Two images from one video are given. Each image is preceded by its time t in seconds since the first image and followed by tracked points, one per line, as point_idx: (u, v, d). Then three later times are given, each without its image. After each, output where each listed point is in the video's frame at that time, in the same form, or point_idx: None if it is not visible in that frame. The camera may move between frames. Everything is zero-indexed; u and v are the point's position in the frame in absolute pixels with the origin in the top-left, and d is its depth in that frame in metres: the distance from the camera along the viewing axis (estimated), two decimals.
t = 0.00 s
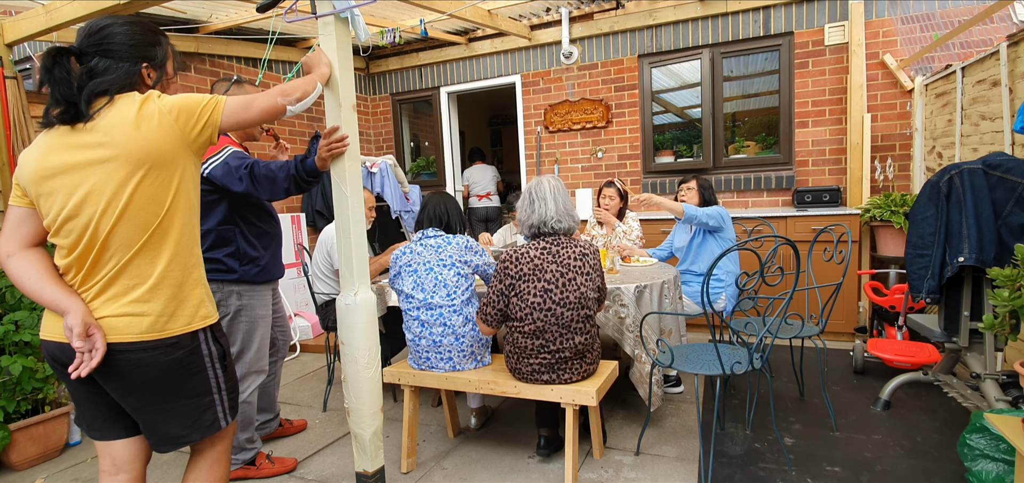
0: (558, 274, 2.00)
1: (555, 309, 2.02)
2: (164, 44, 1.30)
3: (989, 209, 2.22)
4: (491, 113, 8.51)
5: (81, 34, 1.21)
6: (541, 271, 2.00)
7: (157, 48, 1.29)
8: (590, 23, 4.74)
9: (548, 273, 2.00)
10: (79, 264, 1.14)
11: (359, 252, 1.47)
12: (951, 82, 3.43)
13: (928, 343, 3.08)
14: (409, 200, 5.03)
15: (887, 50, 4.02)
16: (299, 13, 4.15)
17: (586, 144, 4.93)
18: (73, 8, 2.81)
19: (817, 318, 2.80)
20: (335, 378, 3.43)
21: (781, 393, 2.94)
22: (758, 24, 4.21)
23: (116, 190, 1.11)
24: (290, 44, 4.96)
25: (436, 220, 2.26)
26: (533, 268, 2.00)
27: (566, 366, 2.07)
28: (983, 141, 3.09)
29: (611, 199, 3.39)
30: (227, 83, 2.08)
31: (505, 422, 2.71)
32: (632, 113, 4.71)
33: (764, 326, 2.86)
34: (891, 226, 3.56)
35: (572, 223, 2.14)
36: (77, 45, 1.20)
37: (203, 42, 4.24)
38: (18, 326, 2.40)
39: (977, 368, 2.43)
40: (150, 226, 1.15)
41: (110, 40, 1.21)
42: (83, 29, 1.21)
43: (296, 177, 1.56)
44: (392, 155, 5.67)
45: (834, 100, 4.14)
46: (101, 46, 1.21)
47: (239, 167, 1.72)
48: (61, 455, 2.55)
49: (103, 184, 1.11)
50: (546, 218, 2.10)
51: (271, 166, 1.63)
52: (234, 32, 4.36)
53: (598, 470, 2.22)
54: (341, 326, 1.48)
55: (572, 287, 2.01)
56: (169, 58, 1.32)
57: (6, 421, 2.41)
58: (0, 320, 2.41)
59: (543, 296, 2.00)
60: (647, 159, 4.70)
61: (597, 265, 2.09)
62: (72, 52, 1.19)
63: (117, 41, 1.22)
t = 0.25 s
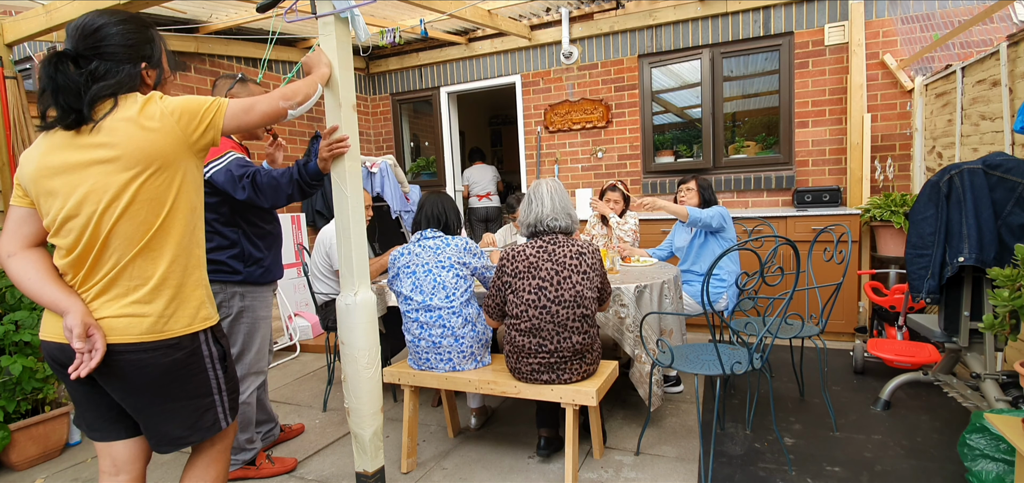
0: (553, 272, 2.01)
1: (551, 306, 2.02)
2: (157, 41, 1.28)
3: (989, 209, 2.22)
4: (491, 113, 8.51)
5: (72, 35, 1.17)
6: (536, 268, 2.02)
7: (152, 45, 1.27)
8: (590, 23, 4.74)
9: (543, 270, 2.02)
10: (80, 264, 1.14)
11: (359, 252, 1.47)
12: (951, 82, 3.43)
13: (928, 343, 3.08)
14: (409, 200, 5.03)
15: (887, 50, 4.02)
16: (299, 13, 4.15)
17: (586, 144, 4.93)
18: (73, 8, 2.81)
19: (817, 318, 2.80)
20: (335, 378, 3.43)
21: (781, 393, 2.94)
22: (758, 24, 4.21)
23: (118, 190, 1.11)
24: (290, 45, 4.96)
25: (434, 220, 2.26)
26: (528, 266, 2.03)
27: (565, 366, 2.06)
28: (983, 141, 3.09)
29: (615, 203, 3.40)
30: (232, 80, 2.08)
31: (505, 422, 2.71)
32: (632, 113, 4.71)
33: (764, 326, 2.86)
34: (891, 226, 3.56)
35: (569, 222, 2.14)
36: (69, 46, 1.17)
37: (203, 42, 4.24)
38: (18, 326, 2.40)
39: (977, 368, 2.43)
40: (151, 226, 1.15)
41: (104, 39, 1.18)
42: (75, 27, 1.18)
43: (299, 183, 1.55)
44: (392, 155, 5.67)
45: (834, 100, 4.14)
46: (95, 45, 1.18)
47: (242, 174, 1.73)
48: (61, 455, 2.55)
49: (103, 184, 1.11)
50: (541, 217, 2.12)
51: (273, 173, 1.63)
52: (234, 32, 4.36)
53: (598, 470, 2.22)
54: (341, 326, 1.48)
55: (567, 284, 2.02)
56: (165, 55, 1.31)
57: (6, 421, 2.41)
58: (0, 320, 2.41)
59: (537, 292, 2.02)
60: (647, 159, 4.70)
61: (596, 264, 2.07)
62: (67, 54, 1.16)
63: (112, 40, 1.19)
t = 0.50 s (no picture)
0: (552, 269, 2.02)
1: (549, 304, 2.02)
2: (153, 34, 1.23)
3: (989, 209, 2.22)
4: (491, 114, 8.51)
5: (69, 33, 1.13)
6: (535, 265, 2.03)
7: (150, 40, 1.23)
8: (590, 23, 4.73)
9: (542, 267, 2.02)
10: (82, 264, 1.14)
11: (359, 252, 1.47)
12: (951, 82, 3.43)
13: (928, 343, 3.08)
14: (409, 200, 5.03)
15: (887, 50, 4.02)
16: (299, 13, 4.15)
17: (586, 144, 4.93)
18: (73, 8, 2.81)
19: (817, 318, 2.80)
20: (335, 378, 3.43)
21: (781, 393, 2.94)
22: (758, 24, 4.22)
23: (123, 191, 1.11)
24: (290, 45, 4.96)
25: (434, 220, 2.27)
26: (527, 262, 2.04)
27: (565, 365, 2.06)
28: (983, 141, 3.09)
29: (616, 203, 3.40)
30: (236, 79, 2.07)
31: (505, 422, 2.71)
32: (632, 113, 4.71)
33: (764, 326, 2.86)
34: (890, 226, 3.56)
35: (571, 222, 2.14)
36: (64, 45, 1.13)
37: (203, 42, 4.24)
38: (18, 326, 2.40)
39: (977, 368, 2.43)
40: (155, 228, 1.15)
41: (101, 37, 1.14)
42: (69, 23, 1.14)
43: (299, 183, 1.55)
44: (392, 155, 5.68)
45: (834, 100, 4.14)
46: (90, 42, 1.13)
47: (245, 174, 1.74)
48: (61, 455, 2.55)
49: (108, 184, 1.11)
50: (546, 216, 2.11)
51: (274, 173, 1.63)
52: (234, 32, 4.36)
53: (598, 470, 2.22)
54: (341, 326, 1.48)
55: (566, 282, 2.01)
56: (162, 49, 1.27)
57: (6, 421, 2.41)
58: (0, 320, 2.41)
59: (536, 289, 2.02)
60: (647, 159, 4.70)
61: (596, 262, 2.06)
62: (66, 54, 1.12)
63: (109, 38, 1.15)
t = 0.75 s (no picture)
0: (550, 267, 2.02)
1: (548, 301, 2.02)
2: (164, 34, 1.24)
3: (989, 209, 2.22)
4: (491, 114, 8.51)
5: (78, 25, 1.13)
6: (534, 263, 2.03)
7: (158, 39, 1.24)
8: (590, 23, 4.73)
9: (540, 265, 2.02)
10: (83, 264, 1.13)
11: (359, 252, 1.47)
12: (951, 82, 3.43)
13: (928, 343, 3.08)
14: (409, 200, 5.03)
15: (887, 50, 4.02)
16: (299, 13, 4.15)
17: (586, 144, 4.93)
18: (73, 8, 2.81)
19: (817, 318, 2.80)
20: (335, 378, 3.43)
21: (781, 393, 2.94)
22: (758, 24, 4.21)
23: (129, 190, 1.11)
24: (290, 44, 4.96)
25: (435, 221, 2.27)
26: (526, 261, 2.04)
27: (565, 364, 2.06)
28: (983, 141, 3.09)
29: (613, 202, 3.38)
30: (231, 79, 2.07)
31: (505, 422, 2.71)
32: (632, 113, 4.71)
33: (764, 326, 2.86)
34: (890, 226, 3.56)
35: (564, 224, 2.12)
36: (72, 38, 1.12)
37: (203, 42, 4.24)
38: (18, 326, 2.40)
39: (977, 368, 2.43)
40: (161, 230, 1.15)
41: (112, 33, 1.14)
42: (79, 15, 1.13)
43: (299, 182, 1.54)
44: (392, 155, 5.68)
45: (834, 100, 4.14)
46: (99, 38, 1.14)
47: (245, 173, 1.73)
48: (61, 455, 2.55)
49: (113, 183, 1.10)
50: (536, 221, 2.12)
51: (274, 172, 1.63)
52: (234, 32, 4.36)
53: (598, 470, 2.22)
54: (341, 326, 1.48)
55: (565, 279, 2.01)
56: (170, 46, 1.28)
57: (6, 421, 2.41)
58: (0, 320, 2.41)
59: (534, 287, 2.02)
60: (647, 159, 4.70)
61: (595, 260, 2.05)
62: (74, 46, 1.12)
63: (118, 33, 1.15)
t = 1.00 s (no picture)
0: (547, 266, 2.02)
1: (546, 300, 2.02)
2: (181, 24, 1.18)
3: (989, 209, 2.22)
4: (491, 114, 8.51)
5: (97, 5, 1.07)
6: (531, 263, 2.03)
7: (176, 28, 1.18)
8: (590, 23, 4.73)
9: (537, 265, 2.02)
10: (82, 254, 1.08)
11: (359, 252, 1.47)
12: (951, 82, 3.43)
13: (928, 343, 3.08)
14: (409, 200, 5.02)
15: (887, 50, 4.02)
16: (300, 13, 4.15)
17: (586, 144, 4.93)
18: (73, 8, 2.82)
19: (817, 318, 2.79)
20: (335, 378, 3.43)
21: (782, 393, 2.94)
22: (758, 24, 4.21)
23: (136, 180, 1.06)
24: (290, 44, 4.96)
25: (436, 221, 2.27)
26: (523, 260, 2.04)
27: (564, 363, 2.06)
28: (983, 141, 3.09)
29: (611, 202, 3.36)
30: (225, 77, 2.07)
31: (505, 422, 2.71)
32: (632, 113, 4.71)
33: (764, 326, 2.86)
34: (891, 226, 3.56)
35: (558, 222, 2.12)
36: (91, 17, 1.07)
37: (203, 42, 4.24)
38: (18, 326, 2.40)
39: (977, 368, 2.43)
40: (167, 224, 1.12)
41: (127, 18, 1.08)
42: None
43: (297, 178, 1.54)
44: (392, 155, 5.68)
45: (834, 100, 4.14)
46: (114, 20, 1.07)
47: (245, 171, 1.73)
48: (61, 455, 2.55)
49: (119, 170, 1.05)
50: (529, 222, 2.13)
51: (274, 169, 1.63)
52: (234, 32, 4.36)
53: (598, 470, 2.22)
54: (341, 326, 1.48)
55: (562, 278, 2.01)
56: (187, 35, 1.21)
57: (6, 421, 2.41)
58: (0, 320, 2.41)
59: (532, 286, 2.02)
60: (647, 159, 4.70)
61: (593, 259, 2.05)
62: (91, 24, 1.06)
63: (133, 19, 1.08)
